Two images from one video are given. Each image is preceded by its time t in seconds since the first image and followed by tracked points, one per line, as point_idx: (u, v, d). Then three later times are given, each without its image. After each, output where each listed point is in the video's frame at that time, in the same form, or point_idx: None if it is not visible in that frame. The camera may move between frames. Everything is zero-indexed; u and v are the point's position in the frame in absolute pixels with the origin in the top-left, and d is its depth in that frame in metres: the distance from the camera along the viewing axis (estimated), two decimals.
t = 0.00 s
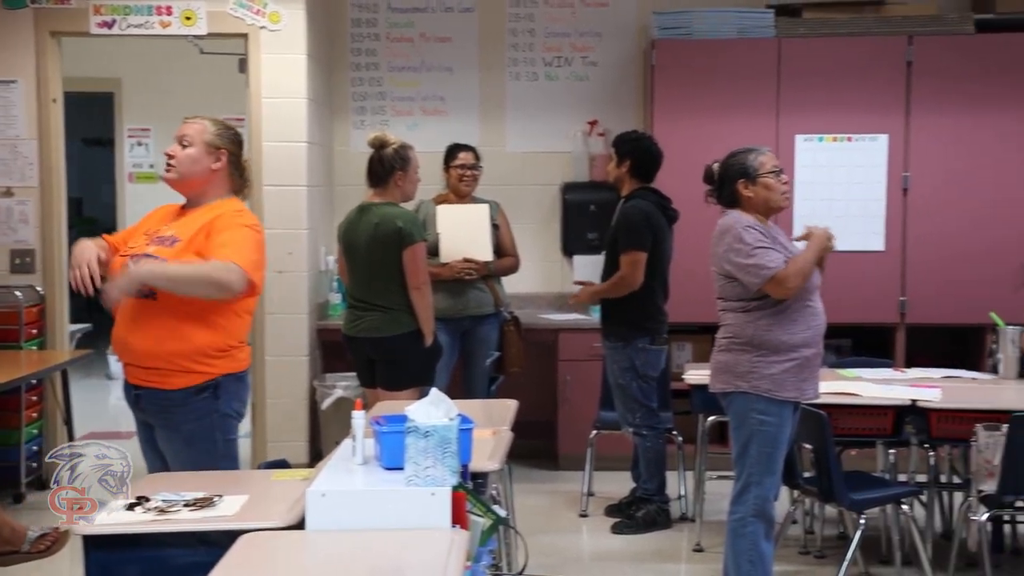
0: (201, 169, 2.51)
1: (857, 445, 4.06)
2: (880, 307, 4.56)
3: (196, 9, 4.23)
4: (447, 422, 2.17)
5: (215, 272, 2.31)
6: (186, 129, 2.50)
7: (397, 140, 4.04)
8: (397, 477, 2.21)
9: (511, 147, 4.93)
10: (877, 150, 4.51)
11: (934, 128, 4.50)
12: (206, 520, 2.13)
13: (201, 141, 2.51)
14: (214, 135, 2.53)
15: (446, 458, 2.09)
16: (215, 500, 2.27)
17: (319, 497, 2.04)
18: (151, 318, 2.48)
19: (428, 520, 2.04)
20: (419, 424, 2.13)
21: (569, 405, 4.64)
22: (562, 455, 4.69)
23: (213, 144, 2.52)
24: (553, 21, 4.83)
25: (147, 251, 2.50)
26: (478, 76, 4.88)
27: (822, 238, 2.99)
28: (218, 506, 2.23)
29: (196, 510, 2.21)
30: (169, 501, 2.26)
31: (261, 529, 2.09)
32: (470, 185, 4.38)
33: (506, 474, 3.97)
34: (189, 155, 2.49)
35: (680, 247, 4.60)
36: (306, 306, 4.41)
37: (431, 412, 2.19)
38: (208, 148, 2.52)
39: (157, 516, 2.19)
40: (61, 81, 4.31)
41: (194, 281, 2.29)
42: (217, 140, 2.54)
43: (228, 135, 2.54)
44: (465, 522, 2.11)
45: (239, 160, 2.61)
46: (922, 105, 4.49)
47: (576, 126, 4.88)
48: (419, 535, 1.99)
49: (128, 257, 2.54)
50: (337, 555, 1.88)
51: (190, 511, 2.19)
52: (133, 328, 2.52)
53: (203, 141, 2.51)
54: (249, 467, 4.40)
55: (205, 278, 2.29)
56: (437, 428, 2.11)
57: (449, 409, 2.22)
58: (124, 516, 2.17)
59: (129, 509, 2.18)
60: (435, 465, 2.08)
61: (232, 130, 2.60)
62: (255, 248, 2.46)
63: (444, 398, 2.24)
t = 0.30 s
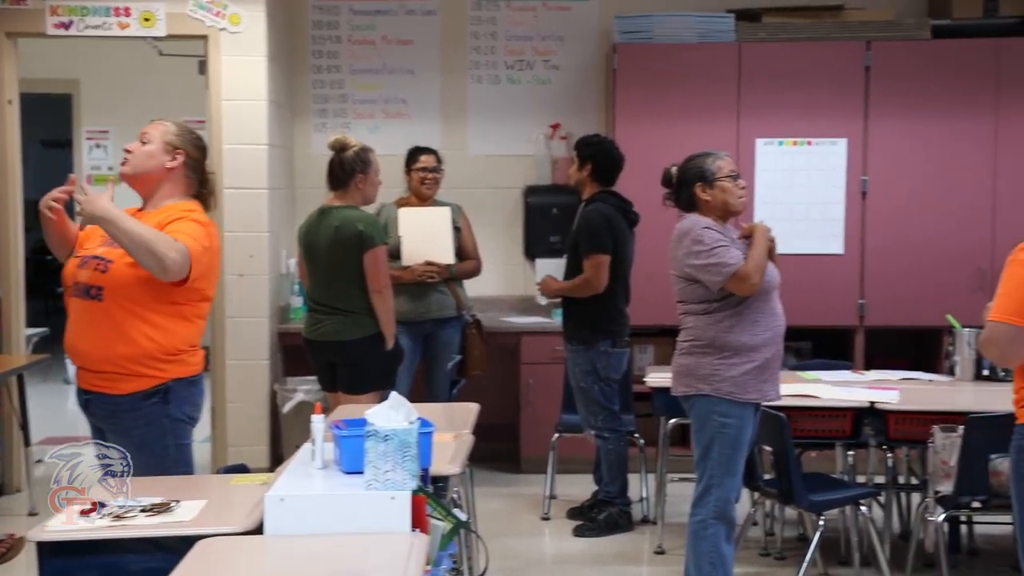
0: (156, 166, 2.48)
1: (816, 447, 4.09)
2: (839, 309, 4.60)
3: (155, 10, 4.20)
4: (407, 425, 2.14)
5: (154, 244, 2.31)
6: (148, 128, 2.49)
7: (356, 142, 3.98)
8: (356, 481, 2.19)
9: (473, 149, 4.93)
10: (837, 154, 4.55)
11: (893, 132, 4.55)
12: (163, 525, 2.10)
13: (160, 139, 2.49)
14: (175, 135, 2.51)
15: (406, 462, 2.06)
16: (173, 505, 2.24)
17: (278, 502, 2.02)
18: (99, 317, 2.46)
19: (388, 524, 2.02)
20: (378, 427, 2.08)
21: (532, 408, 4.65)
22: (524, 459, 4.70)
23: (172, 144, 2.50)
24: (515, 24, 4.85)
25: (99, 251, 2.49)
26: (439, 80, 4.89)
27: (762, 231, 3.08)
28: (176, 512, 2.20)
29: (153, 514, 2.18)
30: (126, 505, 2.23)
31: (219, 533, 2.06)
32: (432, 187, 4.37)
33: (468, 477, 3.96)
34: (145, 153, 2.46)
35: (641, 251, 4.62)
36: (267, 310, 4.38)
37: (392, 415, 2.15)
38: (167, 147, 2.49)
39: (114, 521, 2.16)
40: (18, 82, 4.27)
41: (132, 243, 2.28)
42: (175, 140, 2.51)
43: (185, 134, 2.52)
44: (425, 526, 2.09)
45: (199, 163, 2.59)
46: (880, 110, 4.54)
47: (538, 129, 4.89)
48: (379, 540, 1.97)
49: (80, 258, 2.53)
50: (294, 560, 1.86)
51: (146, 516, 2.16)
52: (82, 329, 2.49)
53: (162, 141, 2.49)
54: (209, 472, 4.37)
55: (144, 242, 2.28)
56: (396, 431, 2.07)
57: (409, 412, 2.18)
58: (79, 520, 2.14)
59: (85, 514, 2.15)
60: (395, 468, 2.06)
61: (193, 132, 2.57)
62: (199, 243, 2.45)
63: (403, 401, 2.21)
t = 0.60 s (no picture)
0: (102, 171, 2.45)
1: (776, 449, 4.11)
2: (800, 311, 4.63)
3: (112, 11, 4.16)
4: (366, 428, 2.13)
5: (154, 300, 2.31)
6: (91, 134, 2.46)
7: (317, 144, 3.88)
8: (315, 485, 2.15)
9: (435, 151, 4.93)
10: (796, 157, 4.59)
11: (852, 136, 4.58)
12: (117, 531, 2.07)
13: (104, 143, 2.46)
14: (119, 137, 2.48)
15: (365, 466, 2.05)
16: (130, 511, 2.21)
17: (236, 507, 1.99)
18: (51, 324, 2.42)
19: (346, 528, 2.00)
20: (337, 431, 2.08)
21: (494, 411, 4.65)
22: (487, 462, 4.69)
23: (116, 148, 2.47)
24: (476, 27, 4.85)
25: (48, 255, 2.44)
26: (401, 83, 4.88)
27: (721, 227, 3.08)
28: (131, 518, 2.16)
29: (107, 521, 2.15)
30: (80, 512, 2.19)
31: (175, 539, 2.03)
32: (393, 190, 4.36)
33: (429, 480, 3.94)
34: (90, 158, 2.44)
35: (603, 254, 4.63)
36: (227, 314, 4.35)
37: (350, 420, 2.15)
38: (112, 151, 2.46)
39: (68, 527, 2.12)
40: None
41: (141, 314, 2.29)
42: (120, 143, 2.48)
43: (131, 138, 2.48)
44: (383, 531, 2.12)
45: (149, 165, 2.55)
46: (840, 113, 4.57)
47: (500, 132, 4.91)
48: (338, 543, 1.95)
49: (30, 259, 2.48)
50: (252, 563, 1.85)
51: (101, 522, 2.13)
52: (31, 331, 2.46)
53: (107, 145, 2.46)
54: (169, 477, 4.33)
55: (142, 307, 2.29)
56: (355, 435, 2.07)
57: (368, 416, 2.17)
58: (32, 528, 2.10)
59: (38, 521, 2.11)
60: (354, 473, 2.04)
61: (141, 135, 2.54)
62: (172, 260, 2.42)
63: (363, 405, 2.20)
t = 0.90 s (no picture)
0: (53, 177, 2.42)
1: (737, 450, 4.13)
2: (761, 312, 4.65)
3: (68, 12, 4.12)
4: (326, 432, 2.11)
5: (101, 302, 2.27)
6: (35, 139, 2.42)
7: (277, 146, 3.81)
8: (274, 489, 2.13)
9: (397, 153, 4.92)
10: (757, 159, 4.61)
11: (812, 137, 4.61)
12: (72, 539, 2.02)
13: (50, 148, 2.41)
14: (64, 140, 2.44)
15: (325, 469, 2.03)
16: (86, 517, 2.16)
17: (193, 512, 1.97)
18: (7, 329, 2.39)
19: (304, 533, 1.98)
20: (297, 434, 2.05)
21: (457, 413, 4.64)
22: (450, 464, 4.69)
23: (64, 151, 2.43)
24: (437, 29, 4.85)
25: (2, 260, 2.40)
26: (362, 85, 4.87)
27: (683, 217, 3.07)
28: (87, 525, 2.12)
29: (61, 528, 2.10)
30: (34, 518, 2.14)
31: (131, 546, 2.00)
32: (353, 192, 4.35)
33: (391, 484, 3.91)
34: (39, 163, 2.40)
35: (565, 256, 4.63)
36: (187, 318, 4.32)
37: (310, 423, 2.13)
38: (59, 156, 2.42)
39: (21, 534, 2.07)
40: None
41: (89, 317, 2.26)
42: (68, 146, 2.44)
43: (79, 140, 2.45)
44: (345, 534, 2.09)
45: (100, 166, 2.52)
46: (800, 114, 4.60)
47: (461, 135, 4.91)
48: (296, 547, 1.93)
49: None
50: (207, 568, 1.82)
51: (55, 529, 2.08)
52: None
53: (54, 149, 2.42)
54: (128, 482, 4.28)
55: (87, 310, 2.25)
56: (315, 438, 2.04)
57: (326, 419, 2.16)
58: None
59: None
60: (314, 476, 2.02)
61: (88, 135, 2.50)
62: (126, 261, 2.38)
63: (322, 407, 2.19)
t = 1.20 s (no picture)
0: (12, 179, 2.38)
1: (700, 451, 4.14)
2: (724, 314, 4.68)
3: (26, 12, 4.09)
4: (286, 437, 2.05)
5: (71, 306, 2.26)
6: None
7: (239, 147, 3.77)
8: (234, 495, 2.09)
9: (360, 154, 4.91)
10: (721, 161, 4.63)
11: (775, 140, 4.64)
12: (27, 545, 1.99)
13: (9, 150, 2.38)
14: (22, 143, 2.40)
15: (285, 474, 2.00)
16: (41, 524, 2.12)
17: (152, 518, 1.95)
18: None
19: (264, 538, 1.96)
20: (257, 439, 2.01)
21: (421, 416, 4.63)
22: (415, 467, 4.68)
23: (23, 153, 2.39)
24: (401, 31, 4.85)
25: None
26: (326, 87, 4.85)
27: (695, 226, 2.93)
28: (42, 531, 2.09)
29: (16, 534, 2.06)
30: None
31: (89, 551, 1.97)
32: (316, 193, 4.34)
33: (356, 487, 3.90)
34: None
35: (529, 258, 4.64)
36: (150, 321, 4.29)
37: (270, 427, 2.05)
38: (18, 158, 2.38)
39: None
40: None
41: (54, 317, 2.24)
42: (26, 148, 2.40)
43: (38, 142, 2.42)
44: (304, 540, 2.06)
45: (58, 167, 2.48)
46: (763, 117, 4.63)
47: (426, 137, 4.90)
48: (257, 552, 1.91)
49: None
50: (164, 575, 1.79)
51: (11, 536, 2.05)
52: None
53: (13, 151, 2.38)
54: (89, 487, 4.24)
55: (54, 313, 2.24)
56: (276, 443, 2.00)
57: (288, 424, 2.09)
58: None
59: None
60: (274, 480, 1.99)
61: (46, 137, 2.46)
62: (91, 266, 2.37)
63: (283, 411, 2.11)
